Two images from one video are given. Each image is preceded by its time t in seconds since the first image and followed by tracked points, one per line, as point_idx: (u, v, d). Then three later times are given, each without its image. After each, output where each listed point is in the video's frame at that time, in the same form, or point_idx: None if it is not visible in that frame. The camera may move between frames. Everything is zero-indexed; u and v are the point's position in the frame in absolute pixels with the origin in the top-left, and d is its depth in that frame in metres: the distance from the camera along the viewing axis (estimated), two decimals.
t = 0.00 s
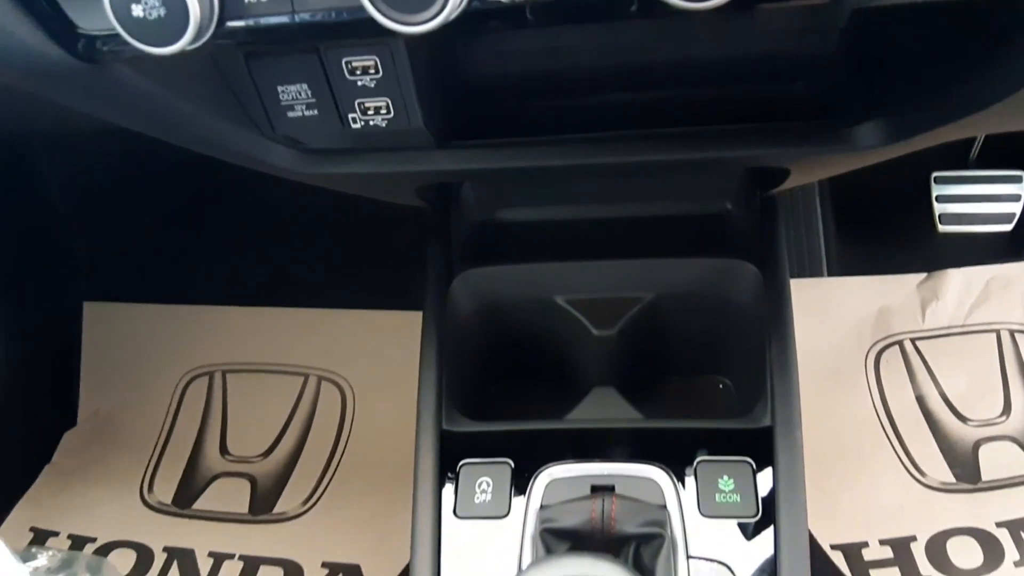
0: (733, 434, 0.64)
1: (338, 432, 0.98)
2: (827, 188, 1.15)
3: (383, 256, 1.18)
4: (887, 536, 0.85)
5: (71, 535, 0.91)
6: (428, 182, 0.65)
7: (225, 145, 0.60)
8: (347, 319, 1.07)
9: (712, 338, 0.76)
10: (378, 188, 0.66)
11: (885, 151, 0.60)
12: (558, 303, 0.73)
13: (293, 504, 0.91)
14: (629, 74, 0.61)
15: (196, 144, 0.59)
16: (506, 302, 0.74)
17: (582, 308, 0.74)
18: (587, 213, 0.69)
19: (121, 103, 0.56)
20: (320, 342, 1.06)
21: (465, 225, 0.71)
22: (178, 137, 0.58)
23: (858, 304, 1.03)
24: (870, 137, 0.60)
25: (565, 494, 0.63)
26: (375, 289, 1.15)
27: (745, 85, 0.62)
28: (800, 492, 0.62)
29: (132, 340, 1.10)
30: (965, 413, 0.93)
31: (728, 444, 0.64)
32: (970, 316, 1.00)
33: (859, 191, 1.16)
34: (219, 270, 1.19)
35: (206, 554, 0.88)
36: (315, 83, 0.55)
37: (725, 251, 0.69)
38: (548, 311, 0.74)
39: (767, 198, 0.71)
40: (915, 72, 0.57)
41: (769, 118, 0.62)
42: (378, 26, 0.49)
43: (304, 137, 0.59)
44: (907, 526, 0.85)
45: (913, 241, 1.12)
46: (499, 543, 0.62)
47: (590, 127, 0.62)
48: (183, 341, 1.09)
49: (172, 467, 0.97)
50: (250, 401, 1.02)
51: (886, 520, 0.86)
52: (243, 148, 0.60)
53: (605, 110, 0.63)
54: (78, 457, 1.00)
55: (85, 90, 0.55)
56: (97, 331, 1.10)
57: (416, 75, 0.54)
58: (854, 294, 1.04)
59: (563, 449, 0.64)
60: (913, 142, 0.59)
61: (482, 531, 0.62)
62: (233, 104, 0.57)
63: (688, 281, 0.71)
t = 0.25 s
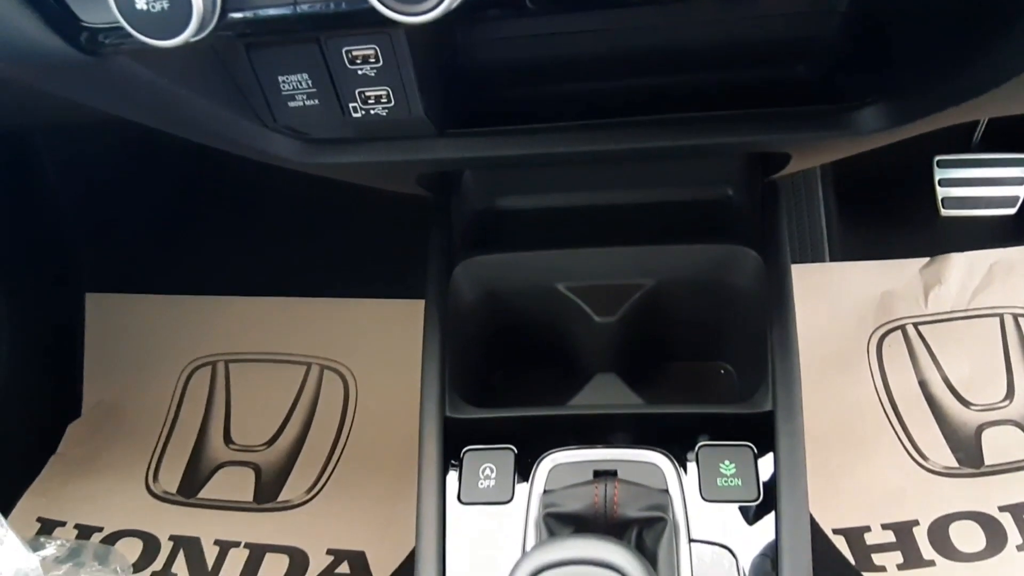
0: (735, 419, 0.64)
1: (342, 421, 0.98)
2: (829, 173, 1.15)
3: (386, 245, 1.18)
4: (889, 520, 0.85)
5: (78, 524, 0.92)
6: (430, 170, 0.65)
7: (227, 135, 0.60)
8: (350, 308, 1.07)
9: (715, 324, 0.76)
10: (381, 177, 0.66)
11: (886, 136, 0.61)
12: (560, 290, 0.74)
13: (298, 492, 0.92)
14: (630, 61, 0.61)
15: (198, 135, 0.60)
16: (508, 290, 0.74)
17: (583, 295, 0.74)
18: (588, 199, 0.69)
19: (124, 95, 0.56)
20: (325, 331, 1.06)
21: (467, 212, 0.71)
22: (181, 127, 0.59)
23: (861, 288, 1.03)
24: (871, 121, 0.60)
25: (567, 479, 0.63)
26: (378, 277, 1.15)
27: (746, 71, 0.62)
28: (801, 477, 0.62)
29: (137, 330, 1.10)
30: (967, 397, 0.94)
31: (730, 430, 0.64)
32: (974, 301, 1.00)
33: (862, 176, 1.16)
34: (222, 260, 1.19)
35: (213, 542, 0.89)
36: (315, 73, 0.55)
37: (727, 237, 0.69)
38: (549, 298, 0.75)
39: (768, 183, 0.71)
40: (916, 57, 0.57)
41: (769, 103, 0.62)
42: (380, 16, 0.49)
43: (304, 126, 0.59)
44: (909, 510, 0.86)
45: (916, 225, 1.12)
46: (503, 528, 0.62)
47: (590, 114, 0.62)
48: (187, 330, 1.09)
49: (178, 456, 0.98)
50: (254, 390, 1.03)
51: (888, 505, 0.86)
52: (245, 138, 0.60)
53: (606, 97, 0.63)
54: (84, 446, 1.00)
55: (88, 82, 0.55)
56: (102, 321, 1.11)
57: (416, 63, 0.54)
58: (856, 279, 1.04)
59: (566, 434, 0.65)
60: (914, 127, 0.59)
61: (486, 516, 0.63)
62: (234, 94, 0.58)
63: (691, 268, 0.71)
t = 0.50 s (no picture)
0: (735, 404, 0.64)
1: (344, 408, 0.99)
2: (830, 156, 1.15)
3: (386, 232, 1.18)
4: (891, 502, 0.86)
5: (84, 513, 0.93)
6: (429, 158, 0.65)
7: (225, 126, 0.60)
8: (351, 296, 1.07)
9: (716, 308, 0.76)
10: (380, 165, 0.66)
11: (885, 120, 0.60)
12: (560, 276, 0.74)
13: (302, 479, 0.93)
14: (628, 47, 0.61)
15: (196, 125, 0.60)
16: (508, 276, 0.74)
17: (584, 280, 0.74)
18: (586, 184, 0.68)
19: (122, 87, 0.56)
20: (326, 319, 1.06)
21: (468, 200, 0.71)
22: (179, 118, 0.59)
23: (862, 271, 1.03)
24: (868, 105, 0.60)
25: (568, 465, 0.63)
26: (379, 264, 1.16)
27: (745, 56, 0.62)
28: (801, 460, 0.63)
29: (138, 320, 1.11)
30: (968, 378, 0.94)
31: (730, 414, 0.64)
32: (975, 282, 1.00)
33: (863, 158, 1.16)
34: (223, 249, 1.20)
35: (218, 529, 0.90)
36: (312, 62, 0.55)
37: (727, 222, 0.69)
38: (549, 284, 0.75)
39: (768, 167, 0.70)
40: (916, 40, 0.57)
41: (768, 88, 0.62)
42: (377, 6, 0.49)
43: (302, 115, 0.59)
44: (910, 492, 0.86)
45: (917, 207, 1.12)
46: (505, 513, 0.63)
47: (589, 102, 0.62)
48: (189, 319, 1.10)
49: (181, 444, 0.98)
50: (256, 378, 1.03)
51: (890, 487, 0.87)
52: (243, 128, 0.60)
53: (604, 84, 0.63)
54: (88, 436, 1.01)
55: (85, 75, 0.55)
56: (104, 312, 1.11)
57: (413, 51, 0.54)
58: (857, 262, 1.04)
59: (566, 421, 0.65)
60: (914, 110, 0.59)
61: (488, 502, 0.63)
62: (232, 84, 0.58)
63: (691, 253, 0.71)
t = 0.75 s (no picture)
0: (732, 391, 0.65)
1: (344, 397, 0.99)
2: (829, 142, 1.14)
3: (385, 222, 1.18)
4: (890, 488, 0.86)
5: (87, 505, 0.93)
6: (425, 147, 0.65)
7: (220, 117, 0.60)
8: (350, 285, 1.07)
9: (714, 295, 0.76)
10: (376, 154, 0.66)
11: (881, 107, 0.60)
12: (557, 265, 0.74)
13: (303, 469, 0.93)
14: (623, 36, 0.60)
15: (191, 116, 0.60)
16: (506, 265, 0.74)
17: (582, 269, 0.74)
18: (582, 174, 0.69)
19: (116, 79, 0.56)
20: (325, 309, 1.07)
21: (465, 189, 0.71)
22: (174, 109, 0.59)
23: (861, 259, 1.03)
24: (865, 91, 0.60)
25: (565, 452, 0.64)
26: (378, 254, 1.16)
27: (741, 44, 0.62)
28: (798, 447, 0.63)
29: (138, 312, 1.11)
30: (967, 364, 0.94)
31: (727, 401, 0.64)
32: (975, 269, 1.00)
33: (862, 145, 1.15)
34: (222, 240, 1.20)
35: (220, 519, 0.90)
36: (307, 52, 0.54)
37: (725, 209, 0.69)
38: (547, 272, 0.75)
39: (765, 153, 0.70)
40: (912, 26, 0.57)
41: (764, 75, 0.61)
42: None
43: (296, 105, 0.59)
44: (908, 478, 0.86)
45: (916, 194, 1.12)
46: (504, 501, 0.63)
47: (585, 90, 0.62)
48: (188, 310, 1.10)
49: (183, 435, 0.99)
50: (256, 368, 1.03)
51: (889, 473, 0.87)
52: (238, 119, 0.60)
53: (600, 72, 0.63)
54: (90, 428, 1.01)
55: (79, 67, 0.55)
56: (104, 304, 1.11)
57: (407, 40, 0.54)
58: (855, 249, 1.04)
59: (564, 408, 0.65)
60: (910, 96, 0.59)
61: (487, 489, 0.64)
62: (226, 75, 0.58)
63: (688, 241, 0.71)
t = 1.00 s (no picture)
0: (729, 377, 0.65)
1: (344, 387, 0.99)
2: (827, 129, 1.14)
3: (383, 212, 1.18)
4: (888, 474, 0.86)
5: (89, 496, 0.94)
6: (422, 136, 0.65)
7: (216, 106, 0.60)
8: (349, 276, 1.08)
9: (711, 282, 0.76)
10: (373, 143, 0.66)
11: (878, 92, 0.60)
12: (555, 253, 0.74)
13: (303, 459, 0.93)
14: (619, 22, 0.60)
15: (186, 105, 0.59)
16: (503, 254, 0.74)
17: (580, 258, 0.74)
18: (579, 162, 0.68)
19: (111, 70, 0.56)
20: (325, 300, 1.07)
21: (462, 177, 0.70)
22: (169, 99, 0.59)
23: (859, 246, 1.03)
24: (862, 77, 0.60)
25: (564, 440, 0.64)
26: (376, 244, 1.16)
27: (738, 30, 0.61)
28: (796, 433, 0.63)
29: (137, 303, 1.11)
30: (966, 350, 0.94)
31: (725, 387, 0.65)
32: (973, 255, 1.00)
33: (860, 132, 1.15)
34: (220, 231, 1.20)
35: (223, 509, 0.90)
36: (301, 40, 0.54)
37: (722, 197, 0.69)
38: (544, 261, 0.75)
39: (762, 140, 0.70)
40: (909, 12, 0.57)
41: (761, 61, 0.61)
42: None
43: (292, 93, 0.59)
44: (906, 464, 0.87)
45: (914, 181, 1.12)
46: (504, 488, 0.63)
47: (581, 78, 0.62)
48: (187, 301, 1.10)
49: (184, 426, 0.99)
50: (255, 358, 1.03)
51: (887, 459, 0.87)
52: (233, 109, 0.60)
53: (597, 59, 0.63)
54: (90, 419, 1.01)
55: (74, 58, 0.55)
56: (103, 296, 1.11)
57: (402, 28, 0.54)
58: (854, 236, 1.04)
59: (562, 396, 0.66)
60: (907, 82, 0.59)
61: (486, 477, 0.64)
62: (221, 65, 0.57)
63: (686, 228, 0.71)
